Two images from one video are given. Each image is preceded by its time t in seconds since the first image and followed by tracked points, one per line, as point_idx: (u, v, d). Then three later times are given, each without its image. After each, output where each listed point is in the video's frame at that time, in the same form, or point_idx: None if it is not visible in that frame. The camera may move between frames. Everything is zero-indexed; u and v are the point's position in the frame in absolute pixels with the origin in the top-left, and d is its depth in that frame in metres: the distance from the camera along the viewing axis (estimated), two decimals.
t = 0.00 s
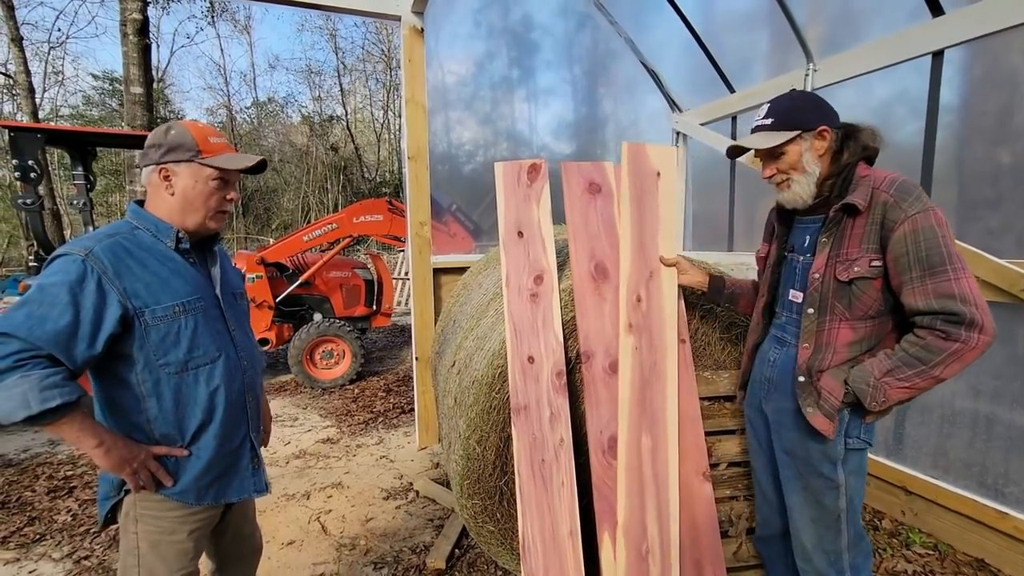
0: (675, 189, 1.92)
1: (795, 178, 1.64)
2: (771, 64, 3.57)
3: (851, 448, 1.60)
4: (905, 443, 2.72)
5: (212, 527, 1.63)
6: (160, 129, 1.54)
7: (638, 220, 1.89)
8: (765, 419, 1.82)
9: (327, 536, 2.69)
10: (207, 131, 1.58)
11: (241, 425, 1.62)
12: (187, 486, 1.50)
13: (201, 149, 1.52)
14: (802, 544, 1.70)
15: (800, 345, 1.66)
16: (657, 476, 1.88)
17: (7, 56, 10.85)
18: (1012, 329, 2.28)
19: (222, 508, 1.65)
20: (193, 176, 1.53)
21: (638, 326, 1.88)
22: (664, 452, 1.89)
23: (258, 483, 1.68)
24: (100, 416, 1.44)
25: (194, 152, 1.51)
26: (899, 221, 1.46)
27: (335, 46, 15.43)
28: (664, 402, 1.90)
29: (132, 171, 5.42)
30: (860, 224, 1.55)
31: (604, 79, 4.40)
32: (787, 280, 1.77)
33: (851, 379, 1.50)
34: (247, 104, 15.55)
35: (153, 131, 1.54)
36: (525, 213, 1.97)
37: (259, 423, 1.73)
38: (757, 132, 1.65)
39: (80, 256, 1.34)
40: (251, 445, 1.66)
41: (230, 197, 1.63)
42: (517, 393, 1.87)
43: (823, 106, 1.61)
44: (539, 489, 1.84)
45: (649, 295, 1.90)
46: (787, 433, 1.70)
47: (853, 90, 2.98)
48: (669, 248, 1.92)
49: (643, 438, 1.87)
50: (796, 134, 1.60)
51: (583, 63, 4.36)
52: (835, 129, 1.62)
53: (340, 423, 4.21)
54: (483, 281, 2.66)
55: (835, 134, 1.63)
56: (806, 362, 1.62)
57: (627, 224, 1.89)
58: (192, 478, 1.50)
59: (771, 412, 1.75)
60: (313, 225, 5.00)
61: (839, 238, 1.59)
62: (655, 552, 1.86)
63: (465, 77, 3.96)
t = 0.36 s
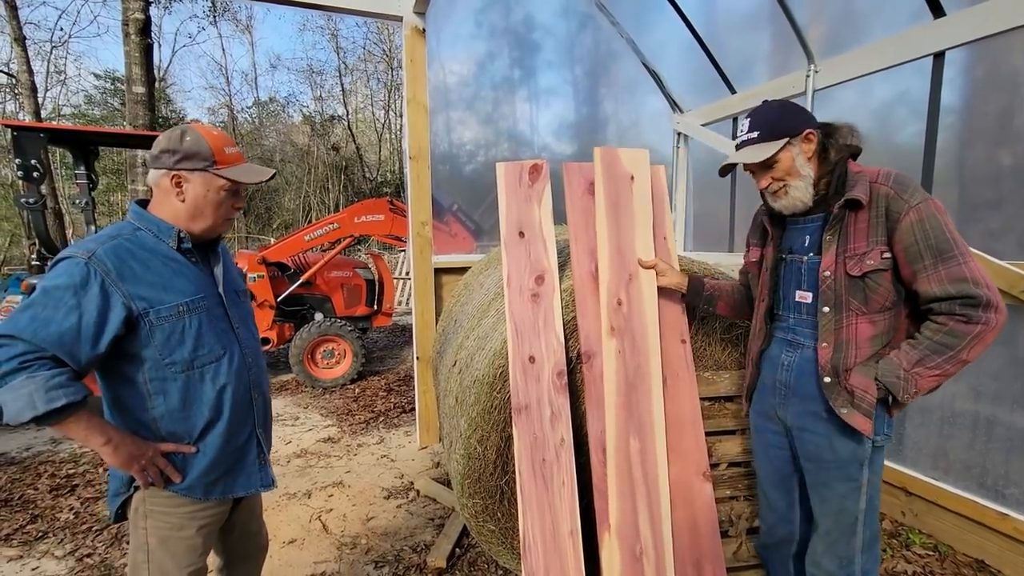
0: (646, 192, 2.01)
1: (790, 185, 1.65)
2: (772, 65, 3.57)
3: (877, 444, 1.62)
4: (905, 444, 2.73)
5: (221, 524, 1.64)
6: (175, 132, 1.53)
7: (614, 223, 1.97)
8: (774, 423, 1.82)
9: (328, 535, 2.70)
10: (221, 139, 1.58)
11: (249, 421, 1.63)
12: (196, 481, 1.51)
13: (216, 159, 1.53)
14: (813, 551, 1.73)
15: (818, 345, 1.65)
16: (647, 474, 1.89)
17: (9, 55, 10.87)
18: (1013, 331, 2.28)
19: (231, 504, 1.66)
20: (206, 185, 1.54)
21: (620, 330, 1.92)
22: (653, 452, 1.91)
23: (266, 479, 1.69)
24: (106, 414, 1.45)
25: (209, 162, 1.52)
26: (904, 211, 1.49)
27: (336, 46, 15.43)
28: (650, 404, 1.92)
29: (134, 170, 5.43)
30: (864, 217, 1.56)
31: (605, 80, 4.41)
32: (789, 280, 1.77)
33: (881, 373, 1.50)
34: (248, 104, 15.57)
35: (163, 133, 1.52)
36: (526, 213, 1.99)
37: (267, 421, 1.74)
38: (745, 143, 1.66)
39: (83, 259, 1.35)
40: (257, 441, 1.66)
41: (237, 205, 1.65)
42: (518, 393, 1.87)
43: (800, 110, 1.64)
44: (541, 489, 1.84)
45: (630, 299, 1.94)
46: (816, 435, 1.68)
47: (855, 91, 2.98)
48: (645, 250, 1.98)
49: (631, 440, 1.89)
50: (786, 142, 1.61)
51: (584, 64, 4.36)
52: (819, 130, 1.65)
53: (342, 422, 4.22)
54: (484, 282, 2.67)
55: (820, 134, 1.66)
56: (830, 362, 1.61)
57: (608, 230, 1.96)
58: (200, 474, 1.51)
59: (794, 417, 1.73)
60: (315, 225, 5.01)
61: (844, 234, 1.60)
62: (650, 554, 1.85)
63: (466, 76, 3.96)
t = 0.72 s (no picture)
0: (631, 198, 2.04)
1: (772, 188, 1.69)
2: (772, 66, 3.58)
3: (867, 445, 1.63)
4: (904, 444, 2.74)
5: (221, 522, 1.65)
6: (169, 133, 1.55)
7: (599, 227, 1.99)
8: (772, 422, 1.83)
9: (330, 534, 2.71)
10: (213, 137, 1.59)
11: (248, 423, 1.63)
12: (195, 480, 1.52)
13: (207, 157, 1.53)
14: (809, 549, 1.73)
15: (810, 347, 1.67)
16: (641, 475, 1.90)
17: (10, 55, 10.89)
18: (1011, 331, 2.29)
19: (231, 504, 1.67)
20: (200, 185, 1.54)
21: (609, 332, 1.94)
22: (645, 453, 1.91)
23: (265, 480, 1.69)
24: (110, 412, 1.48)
25: (201, 160, 1.52)
26: (896, 217, 1.50)
27: (337, 47, 15.45)
28: (642, 405, 1.94)
29: (135, 170, 5.44)
30: (855, 223, 1.57)
31: (605, 80, 4.42)
32: (785, 282, 1.78)
33: (869, 377, 1.52)
34: (248, 104, 15.58)
35: (159, 135, 1.55)
36: (528, 214, 2.00)
37: (268, 423, 1.74)
38: (734, 141, 1.70)
39: (83, 261, 1.36)
40: (257, 442, 1.66)
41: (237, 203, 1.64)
42: (519, 393, 1.87)
43: (802, 114, 1.63)
44: (541, 489, 1.85)
45: (618, 302, 1.96)
46: (807, 435, 1.70)
47: (855, 92, 2.99)
48: (632, 255, 2.00)
49: (624, 440, 1.90)
50: (769, 146, 1.63)
51: (584, 65, 4.37)
52: (810, 138, 1.62)
53: (342, 422, 4.23)
54: (485, 282, 2.68)
55: (812, 145, 1.63)
56: (819, 364, 1.63)
57: (594, 233, 1.98)
58: (200, 473, 1.52)
59: (785, 415, 1.75)
60: (315, 225, 5.03)
61: (836, 238, 1.61)
62: (645, 552, 1.85)
63: (466, 77, 3.97)
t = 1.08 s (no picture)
0: (623, 203, 2.06)
1: (766, 184, 1.70)
2: (771, 67, 3.59)
3: (850, 444, 1.63)
4: (902, 445, 2.75)
5: (220, 522, 1.65)
6: (164, 138, 1.56)
7: (591, 232, 2.01)
8: (764, 419, 1.85)
9: (329, 535, 2.71)
10: (204, 143, 1.55)
11: (245, 425, 1.63)
12: (192, 480, 1.52)
13: (195, 166, 1.52)
14: (800, 546, 1.74)
15: (796, 347, 1.69)
16: (637, 476, 1.90)
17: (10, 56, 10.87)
18: (1008, 332, 2.30)
19: (231, 504, 1.67)
20: (189, 193, 1.53)
21: (603, 334, 1.95)
22: (641, 453, 1.92)
23: (262, 482, 1.69)
24: (111, 412, 1.49)
25: (188, 169, 1.51)
26: (886, 222, 1.50)
27: (336, 48, 15.47)
28: (637, 406, 1.94)
29: (134, 171, 5.44)
30: (847, 227, 1.58)
31: (604, 81, 4.43)
32: (779, 282, 1.79)
33: (848, 378, 1.53)
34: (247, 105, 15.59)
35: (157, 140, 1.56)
36: (527, 215, 2.02)
37: (267, 424, 1.75)
38: (740, 131, 1.72)
39: (84, 261, 1.37)
40: (254, 443, 1.66)
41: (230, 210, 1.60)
42: (518, 393, 1.88)
43: (811, 114, 1.64)
44: (539, 488, 1.85)
45: (612, 305, 1.97)
46: (790, 432, 1.72)
47: (853, 93, 3.00)
48: (624, 261, 2.01)
49: (619, 440, 1.91)
50: (769, 139, 1.65)
51: (583, 66, 4.38)
52: (812, 140, 1.62)
53: (342, 423, 4.23)
54: (485, 283, 2.69)
55: (812, 147, 1.63)
56: (804, 363, 1.66)
57: (586, 239, 2.00)
58: (196, 473, 1.52)
59: (771, 411, 1.77)
60: (315, 226, 5.03)
61: (826, 241, 1.62)
62: (641, 552, 1.85)
63: (466, 78, 3.98)
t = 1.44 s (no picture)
0: (619, 203, 2.07)
1: (771, 185, 1.70)
2: (771, 68, 3.60)
3: (850, 444, 1.63)
4: (901, 445, 2.75)
5: (221, 520, 1.65)
6: (155, 141, 1.56)
7: (587, 232, 2.02)
8: (764, 419, 1.85)
9: (328, 534, 2.71)
10: (188, 146, 1.53)
11: (246, 423, 1.63)
12: (194, 478, 1.52)
13: (178, 170, 1.51)
14: (800, 545, 1.75)
15: (799, 347, 1.69)
16: (635, 475, 1.90)
17: (9, 57, 10.86)
18: (1007, 332, 2.31)
19: (231, 503, 1.67)
20: (176, 197, 1.53)
21: (600, 334, 1.95)
22: (639, 453, 1.92)
23: (263, 480, 1.69)
24: (113, 411, 1.49)
25: (171, 173, 1.51)
26: (889, 223, 1.50)
27: (336, 48, 15.47)
28: (634, 406, 1.94)
29: (134, 171, 5.44)
30: (851, 227, 1.58)
31: (604, 82, 4.44)
32: (782, 282, 1.80)
33: (850, 377, 1.53)
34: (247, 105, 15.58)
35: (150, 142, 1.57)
36: (525, 216, 2.04)
37: (267, 423, 1.75)
38: (742, 132, 1.72)
39: (89, 259, 1.37)
40: (255, 441, 1.66)
41: (220, 214, 1.58)
42: (518, 393, 1.88)
43: (812, 114, 1.63)
44: (538, 488, 1.85)
45: (609, 304, 1.97)
46: (791, 431, 1.72)
47: (853, 94, 3.01)
48: (621, 260, 2.02)
49: (617, 440, 1.91)
50: (773, 141, 1.65)
51: (583, 66, 4.38)
52: (815, 138, 1.62)
53: (341, 423, 4.23)
54: (484, 283, 2.69)
55: (816, 145, 1.63)
56: (806, 362, 1.66)
57: (581, 240, 2.01)
58: (198, 471, 1.52)
59: (772, 411, 1.78)
60: (314, 226, 5.04)
61: (830, 241, 1.62)
62: (640, 553, 1.84)
63: (466, 78, 3.98)
